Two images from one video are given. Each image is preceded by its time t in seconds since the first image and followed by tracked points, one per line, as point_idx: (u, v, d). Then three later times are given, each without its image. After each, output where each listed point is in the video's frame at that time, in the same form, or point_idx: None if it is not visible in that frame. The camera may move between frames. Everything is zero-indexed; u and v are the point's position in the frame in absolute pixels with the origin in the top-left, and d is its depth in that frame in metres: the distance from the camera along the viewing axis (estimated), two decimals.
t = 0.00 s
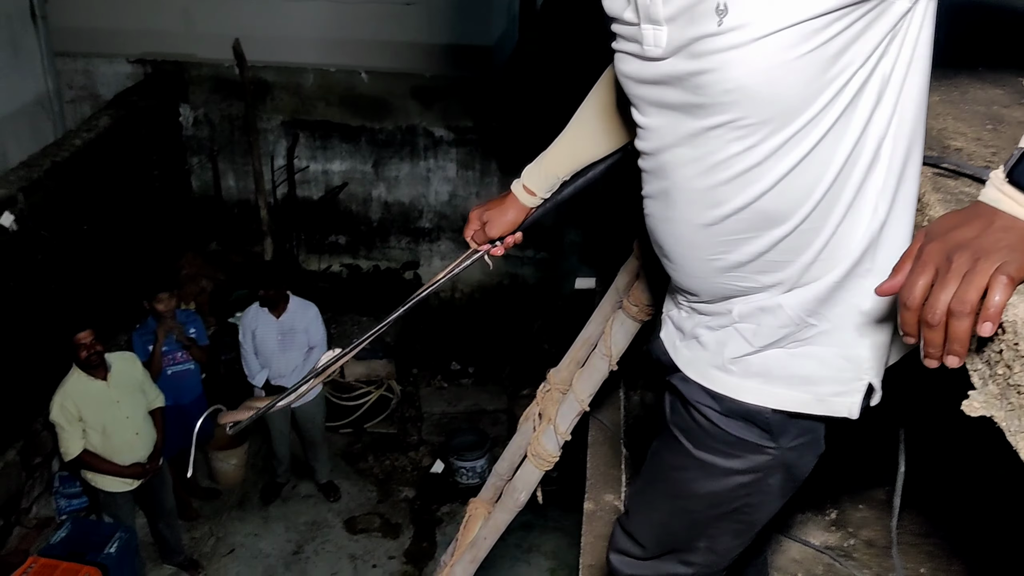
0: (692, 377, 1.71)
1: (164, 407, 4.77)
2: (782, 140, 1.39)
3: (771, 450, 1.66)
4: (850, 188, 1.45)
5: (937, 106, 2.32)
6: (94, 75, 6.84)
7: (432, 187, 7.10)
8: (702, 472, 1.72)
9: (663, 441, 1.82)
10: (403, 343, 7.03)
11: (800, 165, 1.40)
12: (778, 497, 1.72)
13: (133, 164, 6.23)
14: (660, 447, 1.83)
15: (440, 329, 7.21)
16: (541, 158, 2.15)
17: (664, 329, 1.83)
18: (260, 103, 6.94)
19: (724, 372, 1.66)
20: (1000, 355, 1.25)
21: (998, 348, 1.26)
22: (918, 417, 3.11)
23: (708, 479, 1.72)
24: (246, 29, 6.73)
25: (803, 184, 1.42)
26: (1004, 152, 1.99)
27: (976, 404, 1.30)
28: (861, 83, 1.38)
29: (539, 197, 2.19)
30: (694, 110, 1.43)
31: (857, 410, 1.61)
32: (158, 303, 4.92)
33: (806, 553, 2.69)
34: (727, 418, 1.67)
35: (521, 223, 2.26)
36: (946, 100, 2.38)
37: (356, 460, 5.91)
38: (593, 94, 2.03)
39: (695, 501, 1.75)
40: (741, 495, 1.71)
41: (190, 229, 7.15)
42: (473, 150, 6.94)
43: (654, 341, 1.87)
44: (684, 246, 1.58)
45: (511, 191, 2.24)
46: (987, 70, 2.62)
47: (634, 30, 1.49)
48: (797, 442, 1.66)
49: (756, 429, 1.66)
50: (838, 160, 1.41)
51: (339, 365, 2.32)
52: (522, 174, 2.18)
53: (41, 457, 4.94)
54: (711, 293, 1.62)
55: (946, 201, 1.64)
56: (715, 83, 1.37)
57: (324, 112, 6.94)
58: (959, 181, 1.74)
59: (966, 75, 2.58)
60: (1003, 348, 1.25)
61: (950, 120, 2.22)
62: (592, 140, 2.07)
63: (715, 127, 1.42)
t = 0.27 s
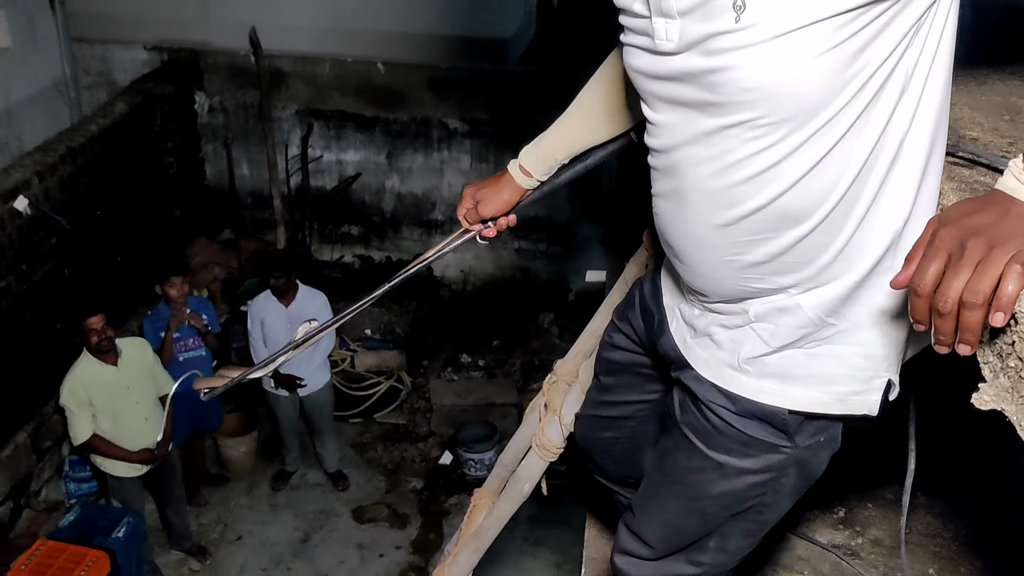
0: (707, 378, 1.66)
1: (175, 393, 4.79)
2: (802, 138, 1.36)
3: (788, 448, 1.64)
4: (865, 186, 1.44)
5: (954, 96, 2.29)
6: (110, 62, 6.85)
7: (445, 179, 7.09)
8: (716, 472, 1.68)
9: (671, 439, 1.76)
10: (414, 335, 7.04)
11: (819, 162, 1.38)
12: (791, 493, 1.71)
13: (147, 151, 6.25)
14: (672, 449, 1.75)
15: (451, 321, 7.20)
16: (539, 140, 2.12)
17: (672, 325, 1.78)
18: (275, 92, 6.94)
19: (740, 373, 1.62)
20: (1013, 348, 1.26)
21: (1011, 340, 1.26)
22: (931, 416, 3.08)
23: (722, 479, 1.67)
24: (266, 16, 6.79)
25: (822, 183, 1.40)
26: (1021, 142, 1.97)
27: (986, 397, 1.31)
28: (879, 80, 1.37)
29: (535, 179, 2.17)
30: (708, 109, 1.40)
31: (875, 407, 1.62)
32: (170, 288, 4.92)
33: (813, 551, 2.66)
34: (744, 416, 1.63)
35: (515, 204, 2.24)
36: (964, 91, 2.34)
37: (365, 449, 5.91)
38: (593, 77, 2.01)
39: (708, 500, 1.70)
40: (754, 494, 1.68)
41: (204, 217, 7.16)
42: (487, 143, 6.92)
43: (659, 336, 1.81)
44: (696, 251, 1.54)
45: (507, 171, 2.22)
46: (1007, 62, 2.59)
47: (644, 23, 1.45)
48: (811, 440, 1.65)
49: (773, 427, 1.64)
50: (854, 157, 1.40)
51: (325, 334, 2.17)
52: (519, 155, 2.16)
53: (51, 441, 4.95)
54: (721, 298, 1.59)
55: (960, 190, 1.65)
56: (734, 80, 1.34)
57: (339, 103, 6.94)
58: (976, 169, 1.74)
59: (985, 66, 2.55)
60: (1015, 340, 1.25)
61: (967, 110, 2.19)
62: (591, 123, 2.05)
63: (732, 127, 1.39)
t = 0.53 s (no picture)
0: (703, 366, 1.76)
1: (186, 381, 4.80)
2: (783, 125, 1.49)
3: (783, 445, 1.71)
4: (852, 175, 1.53)
5: (971, 90, 2.26)
6: (126, 49, 6.87)
7: (459, 171, 7.07)
8: (711, 465, 1.76)
9: (671, 432, 1.86)
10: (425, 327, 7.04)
11: (804, 149, 1.51)
12: (787, 493, 1.78)
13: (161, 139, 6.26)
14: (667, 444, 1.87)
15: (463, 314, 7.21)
16: (530, 134, 2.26)
17: (677, 320, 1.87)
18: (290, 81, 6.93)
19: (735, 363, 1.71)
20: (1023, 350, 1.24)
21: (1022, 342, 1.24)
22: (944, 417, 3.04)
23: (717, 473, 1.76)
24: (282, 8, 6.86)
25: (806, 170, 1.52)
26: None
27: (997, 398, 1.29)
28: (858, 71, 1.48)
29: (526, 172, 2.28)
30: (696, 97, 1.55)
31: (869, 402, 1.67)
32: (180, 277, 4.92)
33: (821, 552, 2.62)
34: (738, 408, 1.71)
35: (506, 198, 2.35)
36: (980, 86, 2.31)
37: (375, 440, 5.92)
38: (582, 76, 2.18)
39: (702, 494, 1.79)
40: (749, 489, 1.76)
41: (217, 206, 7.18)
42: (501, 135, 6.89)
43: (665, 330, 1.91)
44: (694, 240, 1.66)
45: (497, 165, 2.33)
46: None
47: (635, 14, 1.60)
48: (809, 438, 1.71)
49: (767, 423, 1.71)
50: (838, 146, 1.51)
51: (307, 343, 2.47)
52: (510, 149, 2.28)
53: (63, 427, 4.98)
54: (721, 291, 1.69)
55: (974, 185, 1.63)
56: (720, 72, 1.49)
57: (353, 93, 6.93)
58: (990, 165, 1.71)
59: (1003, 61, 2.51)
60: None
61: (984, 105, 2.16)
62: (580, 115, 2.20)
63: (719, 117, 1.52)
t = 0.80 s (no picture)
0: (677, 334, 1.93)
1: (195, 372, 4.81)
2: (755, 90, 1.67)
3: (746, 418, 1.89)
4: (817, 145, 1.70)
5: (987, 88, 2.23)
6: (141, 39, 6.88)
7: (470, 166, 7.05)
8: (680, 435, 1.95)
9: (650, 405, 2.03)
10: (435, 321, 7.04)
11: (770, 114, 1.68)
12: (750, 472, 1.96)
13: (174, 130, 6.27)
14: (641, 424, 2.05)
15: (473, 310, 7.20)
16: (544, 120, 2.32)
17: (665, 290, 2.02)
18: (304, 74, 6.93)
19: (706, 327, 1.87)
20: None
21: None
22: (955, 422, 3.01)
23: (684, 444, 1.95)
24: None
25: (773, 133, 1.69)
26: None
27: (1008, 404, 1.32)
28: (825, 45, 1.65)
29: (540, 156, 2.34)
30: (681, 60, 1.73)
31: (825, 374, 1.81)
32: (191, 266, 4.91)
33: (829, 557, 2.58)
34: (706, 376, 1.88)
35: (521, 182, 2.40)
36: (996, 84, 2.27)
37: (383, 434, 5.91)
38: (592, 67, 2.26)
39: (672, 465, 1.98)
40: (714, 464, 1.94)
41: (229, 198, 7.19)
42: (514, 130, 6.86)
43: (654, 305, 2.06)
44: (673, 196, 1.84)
45: (513, 150, 2.40)
46: None
47: None
48: (771, 413, 1.88)
49: (733, 394, 1.88)
50: (804, 115, 1.68)
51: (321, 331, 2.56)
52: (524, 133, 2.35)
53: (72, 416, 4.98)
54: (695, 249, 1.85)
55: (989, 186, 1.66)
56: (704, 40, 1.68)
57: (367, 86, 6.93)
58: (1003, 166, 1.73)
59: (1021, 59, 2.48)
60: None
61: (1000, 104, 2.12)
62: (592, 100, 2.26)
63: (700, 80, 1.71)
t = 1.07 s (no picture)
0: (644, 298, 1.92)
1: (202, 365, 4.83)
2: (740, 12, 1.71)
3: (706, 386, 1.89)
4: (793, 96, 1.73)
5: (994, 82, 2.21)
6: (150, 33, 6.89)
7: (479, 162, 7.04)
8: (644, 405, 1.94)
9: (615, 379, 2.02)
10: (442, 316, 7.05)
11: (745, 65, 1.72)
12: (714, 441, 1.95)
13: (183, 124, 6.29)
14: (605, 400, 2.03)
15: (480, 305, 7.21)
16: (581, 89, 2.39)
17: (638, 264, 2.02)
18: (313, 69, 6.93)
19: (670, 289, 1.86)
20: None
21: None
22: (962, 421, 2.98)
23: (649, 416, 1.94)
24: None
25: (752, 77, 1.72)
26: None
27: (1008, 396, 1.33)
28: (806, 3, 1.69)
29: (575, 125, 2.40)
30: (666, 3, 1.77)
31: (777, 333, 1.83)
32: (198, 260, 4.91)
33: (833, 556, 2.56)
34: (666, 340, 1.88)
35: (553, 151, 2.46)
36: (1003, 78, 2.25)
37: (389, 428, 5.92)
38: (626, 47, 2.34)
39: (639, 438, 1.97)
40: (677, 435, 1.94)
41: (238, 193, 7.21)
42: (523, 126, 6.85)
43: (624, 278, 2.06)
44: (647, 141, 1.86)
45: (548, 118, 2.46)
46: None
47: None
48: (729, 381, 1.88)
49: (693, 361, 1.88)
50: (783, 64, 1.72)
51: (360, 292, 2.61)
52: (560, 101, 2.40)
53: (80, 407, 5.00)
54: (663, 198, 1.86)
55: (991, 178, 1.61)
56: None
57: (376, 81, 6.92)
58: (1008, 158, 1.68)
59: None
60: None
61: (1006, 98, 2.10)
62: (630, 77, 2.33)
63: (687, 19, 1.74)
